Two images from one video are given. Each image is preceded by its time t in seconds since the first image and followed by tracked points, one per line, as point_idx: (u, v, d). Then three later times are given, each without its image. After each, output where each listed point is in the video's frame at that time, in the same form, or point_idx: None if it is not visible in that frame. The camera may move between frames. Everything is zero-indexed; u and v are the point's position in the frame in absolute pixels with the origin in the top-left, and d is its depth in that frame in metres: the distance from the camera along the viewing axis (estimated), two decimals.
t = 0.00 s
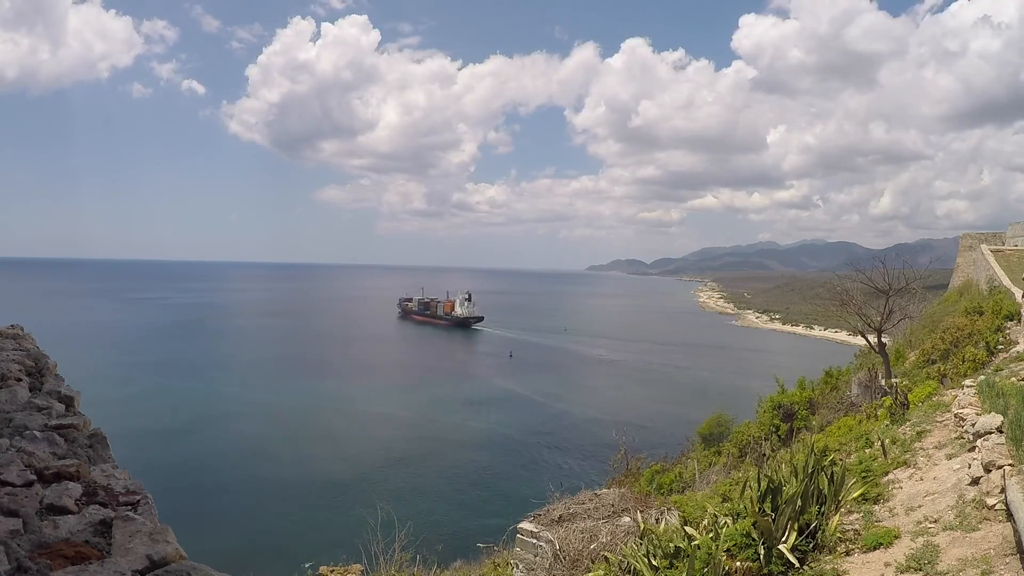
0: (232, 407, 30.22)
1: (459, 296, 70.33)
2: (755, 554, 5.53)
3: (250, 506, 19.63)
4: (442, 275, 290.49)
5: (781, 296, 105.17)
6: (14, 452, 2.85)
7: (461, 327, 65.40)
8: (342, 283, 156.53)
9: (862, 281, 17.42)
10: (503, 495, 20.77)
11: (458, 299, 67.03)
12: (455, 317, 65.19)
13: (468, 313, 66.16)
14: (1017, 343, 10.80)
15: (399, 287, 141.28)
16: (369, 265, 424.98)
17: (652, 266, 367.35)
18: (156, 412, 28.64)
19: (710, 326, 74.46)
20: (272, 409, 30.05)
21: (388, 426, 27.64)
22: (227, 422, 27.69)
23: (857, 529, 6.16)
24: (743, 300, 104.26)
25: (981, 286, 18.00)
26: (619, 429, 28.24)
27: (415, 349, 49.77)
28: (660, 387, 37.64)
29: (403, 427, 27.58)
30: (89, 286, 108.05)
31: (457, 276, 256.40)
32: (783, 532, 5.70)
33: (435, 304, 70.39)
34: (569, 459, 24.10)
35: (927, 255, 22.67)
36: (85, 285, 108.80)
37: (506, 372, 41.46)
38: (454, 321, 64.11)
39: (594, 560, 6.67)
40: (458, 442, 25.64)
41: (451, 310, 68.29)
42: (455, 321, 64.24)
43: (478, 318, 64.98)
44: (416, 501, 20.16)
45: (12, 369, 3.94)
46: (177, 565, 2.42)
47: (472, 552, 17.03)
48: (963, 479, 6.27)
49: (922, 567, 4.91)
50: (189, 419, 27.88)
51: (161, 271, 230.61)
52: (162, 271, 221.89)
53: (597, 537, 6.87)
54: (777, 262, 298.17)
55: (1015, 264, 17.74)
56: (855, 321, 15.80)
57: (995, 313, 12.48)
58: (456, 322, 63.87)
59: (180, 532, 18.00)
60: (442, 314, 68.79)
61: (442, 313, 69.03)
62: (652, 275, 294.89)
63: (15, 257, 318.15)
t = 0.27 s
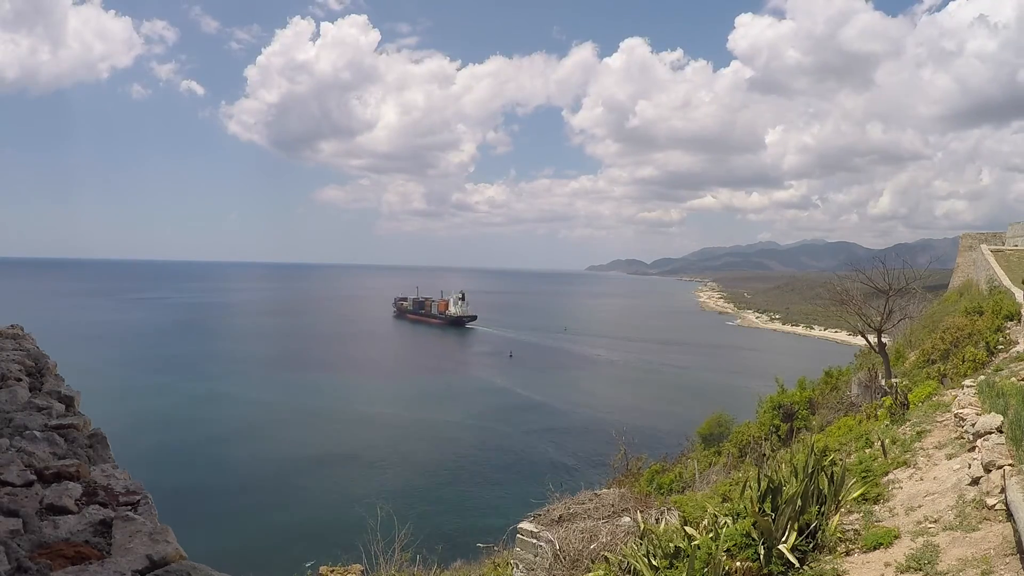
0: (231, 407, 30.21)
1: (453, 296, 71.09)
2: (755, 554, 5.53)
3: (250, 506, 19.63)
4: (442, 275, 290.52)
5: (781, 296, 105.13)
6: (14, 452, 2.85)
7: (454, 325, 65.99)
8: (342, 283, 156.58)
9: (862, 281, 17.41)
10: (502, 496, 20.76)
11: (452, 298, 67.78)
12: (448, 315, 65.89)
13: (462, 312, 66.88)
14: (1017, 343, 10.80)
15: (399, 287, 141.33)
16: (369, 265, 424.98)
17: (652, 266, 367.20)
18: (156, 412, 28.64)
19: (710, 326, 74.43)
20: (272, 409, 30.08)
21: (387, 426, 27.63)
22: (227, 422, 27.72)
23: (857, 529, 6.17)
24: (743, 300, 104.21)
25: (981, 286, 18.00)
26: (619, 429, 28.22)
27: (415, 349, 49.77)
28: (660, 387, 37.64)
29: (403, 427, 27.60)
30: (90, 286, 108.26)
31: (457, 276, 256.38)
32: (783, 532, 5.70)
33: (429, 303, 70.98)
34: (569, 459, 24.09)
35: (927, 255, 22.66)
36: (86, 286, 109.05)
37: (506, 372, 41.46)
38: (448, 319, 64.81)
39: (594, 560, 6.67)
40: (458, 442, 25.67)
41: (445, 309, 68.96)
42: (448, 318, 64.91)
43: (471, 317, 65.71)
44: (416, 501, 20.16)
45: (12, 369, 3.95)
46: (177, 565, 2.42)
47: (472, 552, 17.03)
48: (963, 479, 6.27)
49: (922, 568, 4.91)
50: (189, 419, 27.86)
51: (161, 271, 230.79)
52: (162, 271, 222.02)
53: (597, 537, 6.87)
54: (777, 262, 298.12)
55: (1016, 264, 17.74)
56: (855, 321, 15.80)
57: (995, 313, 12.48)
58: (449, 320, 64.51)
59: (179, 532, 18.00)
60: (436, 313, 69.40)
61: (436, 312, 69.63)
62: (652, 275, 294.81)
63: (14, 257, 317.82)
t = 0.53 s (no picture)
0: (231, 407, 30.20)
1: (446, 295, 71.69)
2: (755, 555, 5.52)
3: (251, 506, 19.64)
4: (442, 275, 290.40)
5: (781, 296, 105.12)
6: (14, 452, 2.85)
7: (448, 324, 66.67)
8: (342, 283, 156.48)
9: (862, 281, 17.41)
10: (502, 496, 20.76)
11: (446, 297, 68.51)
12: (442, 314, 66.56)
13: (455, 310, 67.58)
14: (1017, 343, 10.79)
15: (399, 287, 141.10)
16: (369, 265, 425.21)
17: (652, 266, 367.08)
18: (156, 412, 28.65)
19: (709, 326, 74.45)
20: (272, 409, 30.07)
21: (387, 426, 27.62)
22: (227, 422, 27.70)
23: (857, 529, 6.16)
24: (743, 300, 104.20)
25: (982, 286, 18.00)
26: (619, 429, 28.22)
27: (415, 349, 49.78)
28: (660, 387, 37.60)
29: (403, 427, 27.61)
30: (90, 285, 108.27)
31: (457, 275, 256.58)
32: (783, 532, 5.70)
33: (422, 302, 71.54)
34: (569, 459, 24.09)
35: (927, 255, 22.67)
36: (86, 285, 109.16)
37: (506, 372, 41.47)
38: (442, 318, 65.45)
39: (594, 560, 6.67)
40: (458, 442, 25.64)
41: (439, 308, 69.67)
42: (442, 317, 65.57)
43: (465, 315, 66.41)
44: (416, 501, 20.16)
45: (11, 369, 3.95)
46: (177, 564, 2.42)
47: (472, 552, 17.04)
48: (963, 479, 6.27)
49: (922, 567, 4.91)
50: (189, 419, 27.87)
51: (161, 271, 230.71)
52: (162, 271, 221.95)
53: (597, 537, 6.87)
54: (777, 262, 298.11)
55: (1016, 264, 17.74)
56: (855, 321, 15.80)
57: (995, 313, 12.48)
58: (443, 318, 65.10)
59: (179, 532, 17.99)
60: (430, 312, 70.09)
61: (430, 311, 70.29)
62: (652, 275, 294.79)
63: (14, 257, 317.90)
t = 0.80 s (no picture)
0: (231, 407, 30.19)
1: (439, 294, 72.41)
2: (755, 554, 5.52)
3: (251, 506, 19.64)
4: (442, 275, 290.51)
5: (781, 296, 105.09)
6: (14, 452, 2.85)
7: (443, 323, 67.36)
8: (342, 283, 156.53)
9: (862, 281, 17.42)
10: (503, 496, 20.77)
11: (440, 297, 69.43)
12: (436, 313, 67.35)
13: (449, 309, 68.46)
14: (1017, 343, 10.79)
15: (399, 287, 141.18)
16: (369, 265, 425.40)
17: (652, 266, 367.00)
18: (156, 412, 28.67)
19: (709, 326, 74.46)
20: (273, 409, 30.08)
21: (387, 426, 27.62)
22: (227, 422, 27.71)
23: (857, 529, 6.17)
24: (743, 300, 104.22)
25: (981, 286, 18.01)
26: (619, 429, 28.23)
27: (415, 349, 49.82)
28: (660, 387, 37.60)
29: (402, 427, 27.63)
30: (91, 285, 108.40)
31: (457, 275, 256.56)
32: (783, 532, 5.70)
33: (417, 301, 72.30)
34: (569, 459, 24.09)
35: (927, 254, 22.69)
36: (87, 285, 109.29)
37: (506, 372, 41.49)
38: (436, 317, 66.32)
39: (594, 560, 6.67)
40: (458, 442, 25.66)
41: (433, 307, 70.54)
42: (437, 317, 66.33)
43: (459, 315, 67.21)
44: (416, 501, 20.17)
45: (12, 369, 3.95)
46: (177, 565, 2.43)
47: (472, 552, 17.05)
48: (963, 479, 6.27)
49: (922, 567, 4.91)
50: (190, 419, 27.88)
51: (161, 271, 230.80)
52: (162, 271, 222.06)
53: (597, 538, 6.87)
54: (778, 262, 298.17)
55: (1015, 264, 17.75)
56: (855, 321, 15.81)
57: (995, 313, 12.48)
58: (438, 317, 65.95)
59: (179, 531, 17.99)
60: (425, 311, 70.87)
61: (424, 310, 71.07)
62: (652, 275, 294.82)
63: (15, 257, 318.08)
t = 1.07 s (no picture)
0: (230, 407, 30.15)
1: (434, 294, 73.06)
2: (755, 555, 5.52)
3: (251, 506, 19.64)
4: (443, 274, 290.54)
5: (781, 296, 105.07)
6: (14, 452, 2.85)
7: (438, 322, 67.94)
8: (343, 283, 156.54)
9: (862, 281, 17.42)
10: (503, 495, 20.79)
11: (435, 296, 70.28)
12: (431, 313, 68.05)
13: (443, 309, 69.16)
14: (1017, 343, 10.79)
15: (399, 288, 141.16)
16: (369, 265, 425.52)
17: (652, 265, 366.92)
18: (156, 412, 28.68)
19: (709, 326, 74.45)
20: (273, 409, 30.09)
21: (387, 426, 27.61)
22: (227, 422, 27.71)
23: (857, 529, 6.17)
24: (743, 300, 104.21)
25: (981, 286, 18.01)
26: (620, 429, 28.20)
27: (415, 349, 49.75)
28: (660, 387, 37.59)
29: (402, 427, 27.62)
30: (92, 286, 108.42)
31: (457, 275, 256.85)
32: (783, 532, 5.70)
33: (412, 300, 72.96)
34: (570, 459, 24.04)
35: (927, 254, 22.70)
36: (88, 286, 109.30)
37: (506, 371, 41.51)
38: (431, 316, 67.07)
39: (593, 560, 6.67)
40: (458, 442, 25.67)
41: (428, 306, 71.26)
42: (431, 316, 66.99)
43: (453, 314, 67.78)
44: (416, 501, 20.16)
45: (12, 369, 3.95)
46: (177, 565, 2.43)
47: (472, 552, 17.05)
48: (962, 479, 6.27)
49: (921, 567, 4.92)
50: (189, 419, 27.88)
51: (161, 271, 230.81)
52: (162, 271, 222.05)
53: (597, 537, 6.87)
54: (778, 262, 298.10)
55: (1016, 264, 17.74)
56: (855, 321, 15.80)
57: (995, 313, 12.48)
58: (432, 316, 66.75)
59: (179, 531, 18.00)
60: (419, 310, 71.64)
61: (419, 309, 71.72)
62: (652, 275, 294.89)
63: (16, 257, 318.59)
